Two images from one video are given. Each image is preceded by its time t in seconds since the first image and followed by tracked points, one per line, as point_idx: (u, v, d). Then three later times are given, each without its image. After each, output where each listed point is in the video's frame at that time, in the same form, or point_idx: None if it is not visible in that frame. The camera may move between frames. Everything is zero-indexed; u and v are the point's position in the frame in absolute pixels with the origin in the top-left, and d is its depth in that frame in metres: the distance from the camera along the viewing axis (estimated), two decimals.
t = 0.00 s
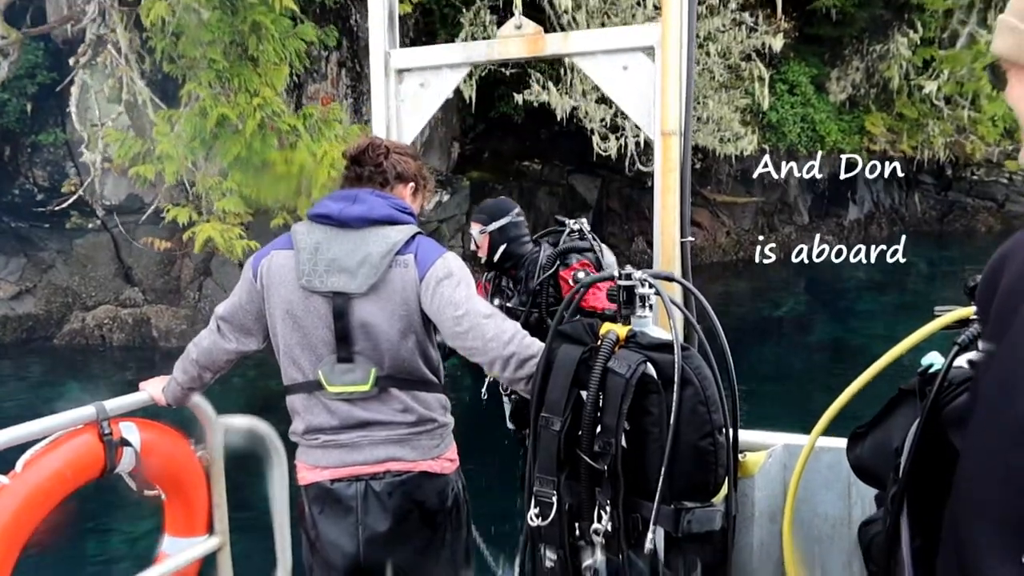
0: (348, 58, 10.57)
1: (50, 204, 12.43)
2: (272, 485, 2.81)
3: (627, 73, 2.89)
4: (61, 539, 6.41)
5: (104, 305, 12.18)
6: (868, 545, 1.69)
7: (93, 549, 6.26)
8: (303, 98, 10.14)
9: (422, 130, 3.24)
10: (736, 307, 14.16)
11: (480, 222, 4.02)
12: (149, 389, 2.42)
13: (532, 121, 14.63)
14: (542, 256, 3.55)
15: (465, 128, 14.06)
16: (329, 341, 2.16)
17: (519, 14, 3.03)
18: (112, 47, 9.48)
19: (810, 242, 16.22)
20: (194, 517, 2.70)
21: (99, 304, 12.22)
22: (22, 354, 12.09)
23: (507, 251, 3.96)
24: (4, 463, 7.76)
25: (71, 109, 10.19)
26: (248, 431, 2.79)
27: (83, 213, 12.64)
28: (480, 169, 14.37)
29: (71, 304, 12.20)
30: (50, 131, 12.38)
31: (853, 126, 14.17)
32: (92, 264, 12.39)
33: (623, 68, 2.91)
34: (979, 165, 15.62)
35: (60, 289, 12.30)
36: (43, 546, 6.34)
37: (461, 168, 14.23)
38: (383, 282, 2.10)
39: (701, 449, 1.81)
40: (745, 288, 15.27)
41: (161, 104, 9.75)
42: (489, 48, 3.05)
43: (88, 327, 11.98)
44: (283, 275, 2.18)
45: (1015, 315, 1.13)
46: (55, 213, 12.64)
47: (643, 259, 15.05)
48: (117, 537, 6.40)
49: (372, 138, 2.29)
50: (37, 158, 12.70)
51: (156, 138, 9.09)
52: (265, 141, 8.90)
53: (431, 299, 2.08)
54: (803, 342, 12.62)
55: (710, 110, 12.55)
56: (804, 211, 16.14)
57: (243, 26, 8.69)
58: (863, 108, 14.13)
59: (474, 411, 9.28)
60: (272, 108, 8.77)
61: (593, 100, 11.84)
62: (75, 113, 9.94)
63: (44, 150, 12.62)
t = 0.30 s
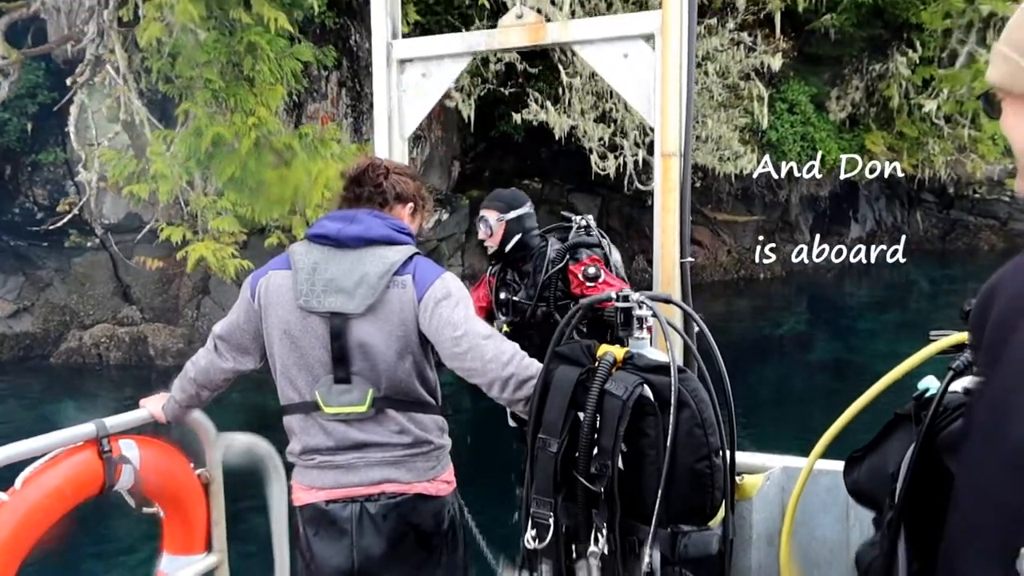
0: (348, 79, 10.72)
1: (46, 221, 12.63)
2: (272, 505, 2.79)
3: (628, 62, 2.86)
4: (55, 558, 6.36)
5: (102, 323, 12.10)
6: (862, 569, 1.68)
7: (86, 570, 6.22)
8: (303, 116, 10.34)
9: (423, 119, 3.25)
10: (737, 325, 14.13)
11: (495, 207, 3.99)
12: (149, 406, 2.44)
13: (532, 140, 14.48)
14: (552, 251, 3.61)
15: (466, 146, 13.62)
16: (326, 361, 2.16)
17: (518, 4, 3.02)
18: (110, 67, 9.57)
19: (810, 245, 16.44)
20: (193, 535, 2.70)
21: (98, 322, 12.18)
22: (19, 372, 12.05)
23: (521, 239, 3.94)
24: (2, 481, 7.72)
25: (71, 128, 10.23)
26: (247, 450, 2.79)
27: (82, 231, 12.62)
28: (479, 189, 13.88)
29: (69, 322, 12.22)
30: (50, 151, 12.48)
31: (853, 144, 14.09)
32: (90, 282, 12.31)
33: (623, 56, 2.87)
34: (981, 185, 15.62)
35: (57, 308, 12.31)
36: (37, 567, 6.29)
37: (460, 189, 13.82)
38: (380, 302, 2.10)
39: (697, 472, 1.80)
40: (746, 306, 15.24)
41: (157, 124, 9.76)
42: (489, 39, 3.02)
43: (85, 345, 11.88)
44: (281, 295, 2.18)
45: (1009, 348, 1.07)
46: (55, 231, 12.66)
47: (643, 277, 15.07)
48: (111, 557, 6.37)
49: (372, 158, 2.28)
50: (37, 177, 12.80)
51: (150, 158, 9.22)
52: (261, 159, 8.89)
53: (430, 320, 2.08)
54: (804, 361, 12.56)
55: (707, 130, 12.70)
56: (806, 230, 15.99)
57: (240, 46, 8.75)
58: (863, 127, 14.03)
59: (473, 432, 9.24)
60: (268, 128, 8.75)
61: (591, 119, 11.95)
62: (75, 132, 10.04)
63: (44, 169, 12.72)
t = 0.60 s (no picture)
0: (349, 94, 10.79)
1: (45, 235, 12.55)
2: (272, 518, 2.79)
3: (627, 45, 2.82)
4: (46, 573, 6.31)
5: (99, 338, 12.07)
6: None
7: None
8: (303, 132, 10.44)
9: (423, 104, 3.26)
10: (739, 340, 14.04)
11: (528, 188, 3.66)
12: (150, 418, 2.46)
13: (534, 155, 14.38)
14: (569, 240, 3.65)
15: (466, 162, 13.55)
16: (316, 377, 2.17)
17: None
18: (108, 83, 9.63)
19: (810, 244, 16.40)
20: (192, 547, 2.70)
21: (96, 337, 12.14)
22: (16, 387, 11.99)
23: (548, 225, 3.70)
24: None
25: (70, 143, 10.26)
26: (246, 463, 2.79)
27: (81, 245, 12.48)
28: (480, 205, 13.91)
29: (67, 336, 12.19)
30: (51, 166, 12.48)
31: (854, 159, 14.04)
32: (90, 297, 12.21)
33: (622, 39, 2.83)
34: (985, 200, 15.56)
35: (57, 322, 12.27)
36: None
37: (460, 203, 13.84)
38: (372, 317, 2.11)
39: (692, 487, 1.81)
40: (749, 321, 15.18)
41: (156, 140, 9.78)
42: (490, 23, 3.02)
43: (83, 359, 11.84)
44: (273, 311, 2.18)
45: (1004, 366, 1.06)
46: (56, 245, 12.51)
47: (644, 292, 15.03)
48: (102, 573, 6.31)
49: (365, 174, 2.28)
50: (37, 192, 12.75)
51: (145, 173, 9.19)
52: (256, 174, 8.95)
53: (426, 335, 2.09)
54: (805, 378, 12.48)
55: (707, 144, 12.70)
56: (807, 244, 16.14)
57: (235, 62, 8.88)
58: (864, 141, 14.04)
59: (471, 449, 9.20)
60: (263, 143, 8.86)
61: (591, 134, 12.15)
62: (73, 147, 10.03)
63: (45, 185, 12.70)
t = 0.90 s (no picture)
0: (346, 103, 10.87)
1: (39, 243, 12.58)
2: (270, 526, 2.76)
3: (626, 44, 2.82)
4: None
5: (94, 346, 11.88)
6: None
7: None
8: (301, 140, 10.34)
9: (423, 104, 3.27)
10: (738, 350, 14.00)
11: (544, 192, 3.58)
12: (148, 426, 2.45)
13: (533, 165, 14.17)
14: (581, 242, 3.64)
15: (465, 170, 13.60)
16: (299, 390, 2.10)
17: None
18: (104, 91, 9.68)
19: (809, 243, 16.06)
20: (188, 555, 2.69)
21: (90, 346, 11.94)
22: (9, 395, 11.86)
23: (562, 229, 3.70)
24: None
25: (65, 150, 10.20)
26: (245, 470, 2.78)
27: (77, 253, 12.47)
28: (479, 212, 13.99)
29: (62, 344, 12.01)
30: (48, 174, 12.61)
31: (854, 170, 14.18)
32: (85, 306, 11.96)
33: (622, 38, 2.83)
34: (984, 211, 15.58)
35: (51, 330, 12.08)
36: None
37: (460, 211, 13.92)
38: (354, 326, 2.07)
39: (684, 495, 1.81)
40: (748, 330, 15.10)
41: (151, 147, 9.75)
42: (490, 23, 3.05)
43: (76, 367, 11.66)
44: (256, 326, 2.14)
45: (988, 374, 1.05)
46: (54, 253, 12.52)
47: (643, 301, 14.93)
48: None
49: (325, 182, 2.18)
50: (35, 200, 12.90)
51: (136, 181, 9.36)
52: (249, 182, 9.18)
53: (425, 335, 2.07)
54: (806, 390, 12.38)
55: (705, 153, 12.75)
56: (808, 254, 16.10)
57: (227, 70, 9.02)
58: (864, 150, 14.18)
59: (467, 461, 9.12)
60: (255, 150, 9.05)
61: (588, 143, 12.10)
62: (67, 154, 9.99)
63: (42, 193, 12.83)
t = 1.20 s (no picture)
0: (348, 110, 10.93)
1: (38, 249, 12.55)
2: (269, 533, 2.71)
3: (625, 51, 2.83)
4: None
5: (94, 352, 12.01)
6: None
7: None
8: (303, 147, 10.44)
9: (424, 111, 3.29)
10: (743, 358, 13.91)
11: (548, 209, 3.49)
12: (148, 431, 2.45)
13: (535, 172, 14.17)
14: (588, 248, 3.61)
15: (468, 177, 13.66)
16: (366, 402, 1.98)
17: None
18: (103, 99, 9.78)
19: (809, 244, 15.81)
20: (187, 561, 2.69)
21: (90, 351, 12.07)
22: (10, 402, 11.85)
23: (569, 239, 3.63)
24: None
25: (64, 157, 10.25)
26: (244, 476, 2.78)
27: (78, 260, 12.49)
28: (483, 219, 14.16)
29: (62, 351, 12.11)
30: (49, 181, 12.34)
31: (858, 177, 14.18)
32: (86, 312, 12.19)
33: (621, 45, 2.84)
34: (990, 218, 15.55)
35: (51, 337, 12.18)
36: None
37: (463, 218, 14.04)
38: (421, 331, 1.97)
39: (680, 502, 1.80)
40: (752, 337, 15.03)
41: (149, 153, 9.86)
42: (490, 29, 3.02)
43: (76, 374, 11.64)
44: (308, 343, 1.97)
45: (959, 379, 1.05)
46: (54, 259, 12.57)
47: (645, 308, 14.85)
48: None
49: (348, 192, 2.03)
50: (37, 207, 12.87)
51: (131, 189, 9.42)
52: (246, 188, 9.45)
53: (473, 317, 1.98)
54: (810, 398, 12.29)
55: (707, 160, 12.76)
56: (813, 261, 16.02)
57: (224, 78, 9.10)
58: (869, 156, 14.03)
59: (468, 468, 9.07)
60: (251, 157, 9.22)
61: (589, 149, 12.13)
62: (66, 160, 10.05)
63: (44, 200, 12.73)
